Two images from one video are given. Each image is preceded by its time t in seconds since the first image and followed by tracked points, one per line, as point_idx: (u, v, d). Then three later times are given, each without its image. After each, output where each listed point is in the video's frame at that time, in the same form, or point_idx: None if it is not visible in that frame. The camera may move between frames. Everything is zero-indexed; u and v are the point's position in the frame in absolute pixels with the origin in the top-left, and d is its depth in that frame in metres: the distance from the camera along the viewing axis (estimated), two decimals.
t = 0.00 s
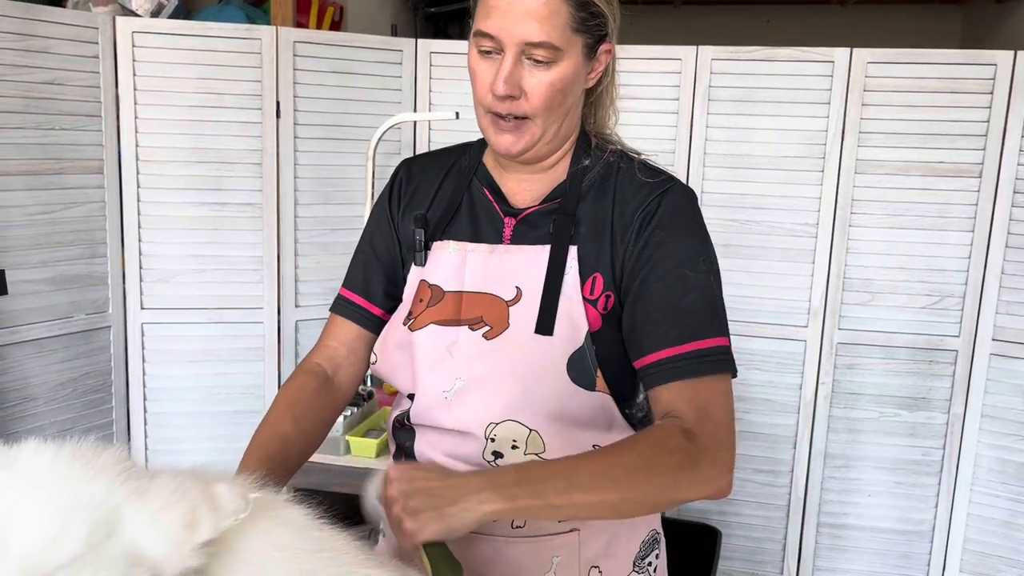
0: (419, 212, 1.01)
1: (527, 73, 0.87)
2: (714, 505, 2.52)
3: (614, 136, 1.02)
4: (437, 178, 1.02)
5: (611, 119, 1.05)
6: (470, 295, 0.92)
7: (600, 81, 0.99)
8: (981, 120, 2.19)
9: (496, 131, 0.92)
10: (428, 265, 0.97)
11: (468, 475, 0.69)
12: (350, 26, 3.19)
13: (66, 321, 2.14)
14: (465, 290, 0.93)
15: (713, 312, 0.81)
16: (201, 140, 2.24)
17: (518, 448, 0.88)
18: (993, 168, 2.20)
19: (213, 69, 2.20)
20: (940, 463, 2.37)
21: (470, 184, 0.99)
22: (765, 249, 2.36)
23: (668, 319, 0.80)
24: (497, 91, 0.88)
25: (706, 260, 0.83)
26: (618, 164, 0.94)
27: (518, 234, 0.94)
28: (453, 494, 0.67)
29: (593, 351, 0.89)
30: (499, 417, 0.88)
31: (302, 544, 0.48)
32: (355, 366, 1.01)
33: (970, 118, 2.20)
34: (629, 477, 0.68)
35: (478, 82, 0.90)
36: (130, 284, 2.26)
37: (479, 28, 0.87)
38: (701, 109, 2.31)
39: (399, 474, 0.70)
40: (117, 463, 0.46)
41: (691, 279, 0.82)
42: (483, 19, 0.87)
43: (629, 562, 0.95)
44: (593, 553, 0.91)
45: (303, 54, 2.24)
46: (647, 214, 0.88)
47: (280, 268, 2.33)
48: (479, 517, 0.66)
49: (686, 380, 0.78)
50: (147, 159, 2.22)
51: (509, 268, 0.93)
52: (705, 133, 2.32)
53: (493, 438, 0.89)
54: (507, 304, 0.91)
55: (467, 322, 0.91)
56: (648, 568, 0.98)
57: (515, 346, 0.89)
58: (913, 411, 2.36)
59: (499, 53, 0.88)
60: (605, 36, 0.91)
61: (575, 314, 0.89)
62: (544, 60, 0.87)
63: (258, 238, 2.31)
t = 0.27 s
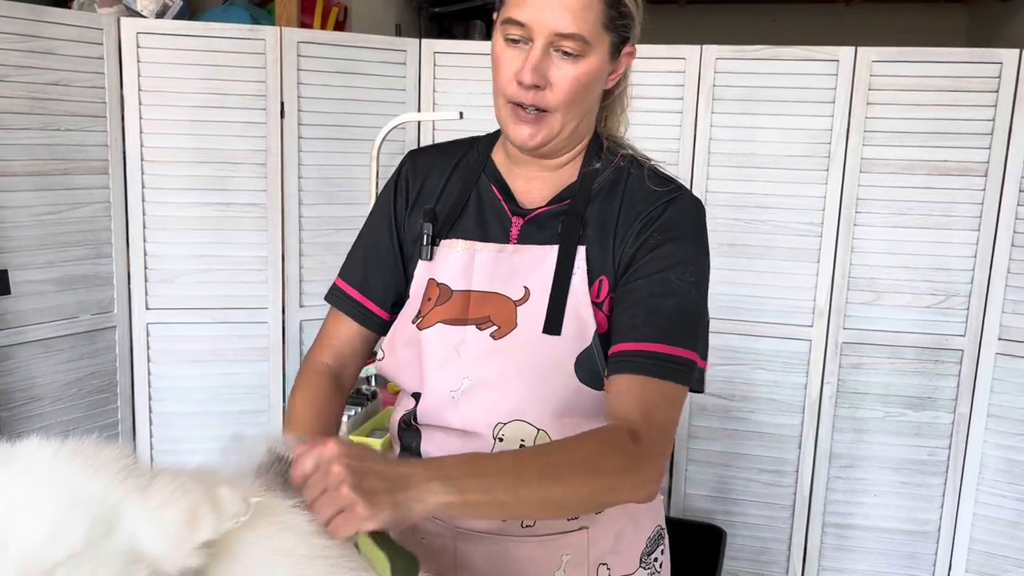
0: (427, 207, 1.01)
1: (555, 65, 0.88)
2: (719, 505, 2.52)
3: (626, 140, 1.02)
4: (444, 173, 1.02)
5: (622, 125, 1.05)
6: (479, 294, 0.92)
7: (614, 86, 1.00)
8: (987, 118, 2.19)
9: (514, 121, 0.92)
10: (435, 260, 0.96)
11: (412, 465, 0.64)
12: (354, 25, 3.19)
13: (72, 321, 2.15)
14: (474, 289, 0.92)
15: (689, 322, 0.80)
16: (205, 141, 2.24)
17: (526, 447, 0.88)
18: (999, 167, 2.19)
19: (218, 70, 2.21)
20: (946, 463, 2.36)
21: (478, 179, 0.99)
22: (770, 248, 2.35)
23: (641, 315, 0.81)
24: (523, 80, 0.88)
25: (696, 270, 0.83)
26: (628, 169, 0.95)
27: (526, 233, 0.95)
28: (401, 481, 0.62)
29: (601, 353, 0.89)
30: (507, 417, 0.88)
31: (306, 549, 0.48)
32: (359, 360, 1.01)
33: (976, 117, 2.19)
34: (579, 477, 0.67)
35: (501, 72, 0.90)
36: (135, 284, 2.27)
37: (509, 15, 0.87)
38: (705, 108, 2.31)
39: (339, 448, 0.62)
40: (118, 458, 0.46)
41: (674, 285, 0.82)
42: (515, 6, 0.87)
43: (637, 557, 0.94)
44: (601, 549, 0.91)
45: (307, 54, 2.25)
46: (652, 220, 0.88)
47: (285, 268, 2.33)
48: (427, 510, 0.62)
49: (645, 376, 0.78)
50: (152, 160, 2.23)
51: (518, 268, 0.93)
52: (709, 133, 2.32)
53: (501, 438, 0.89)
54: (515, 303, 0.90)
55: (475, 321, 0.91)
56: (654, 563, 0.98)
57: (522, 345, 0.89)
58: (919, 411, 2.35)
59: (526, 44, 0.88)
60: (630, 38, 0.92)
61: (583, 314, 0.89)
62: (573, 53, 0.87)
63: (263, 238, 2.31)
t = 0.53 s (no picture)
0: (437, 206, 1.01)
1: (578, 61, 0.88)
2: (724, 505, 2.52)
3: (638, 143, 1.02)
4: (453, 171, 1.02)
5: (634, 130, 1.05)
6: (488, 295, 0.92)
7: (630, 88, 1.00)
8: (992, 117, 2.18)
9: (532, 115, 0.92)
10: (445, 261, 0.97)
11: (443, 505, 0.67)
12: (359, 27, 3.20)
13: (77, 321, 2.16)
14: (482, 291, 0.93)
15: (713, 333, 0.79)
16: (210, 142, 2.25)
17: (528, 450, 0.88)
18: (1004, 166, 2.19)
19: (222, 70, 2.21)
20: (951, 463, 2.35)
21: (489, 179, 0.99)
22: (774, 248, 2.35)
23: (666, 329, 0.80)
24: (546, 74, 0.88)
25: (716, 279, 0.82)
26: (641, 174, 0.94)
27: (536, 236, 0.95)
28: (428, 526, 0.65)
29: (607, 361, 0.89)
30: (510, 420, 0.89)
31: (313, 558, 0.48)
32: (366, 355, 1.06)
33: (981, 116, 2.19)
34: (612, 493, 0.66)
35: (524, 66, 0.91)
36: (140, 285, 2.28)
37: (534, 10, 0.88)
38: (709, 108, 2.31)
39: (369, 501, 0.67)
40: (131, 459, 0.47)
41: (697, 295, 0.81)
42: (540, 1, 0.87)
43: (637, 562, 0.95)
44: (600, 554, 0.91)
45: (312, 55, 2.25)
46: (667, 227, 0.87)
47: (289, 268, 2.34)
48: (458, 549, 0.65)
49: (675, 392, 0.77)
50: (157, 161, 2.23)
51: (528, 271, 0.93)
52: (713, 133, 2.32)
53: (503, 440, 0.89)
54: (523, 306, 0.91)
55: (483, 322, 0.92)
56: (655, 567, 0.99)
57: (529, 349, 0.89)
58: (924, 411, 2.35)
59: (549, 39, 0.88)
60: (652, 38, 0.92)
61: (592, 320, 0.89)
62: (596, 50, 0.87)
63: (267, 238, 2.31)
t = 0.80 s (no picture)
0: (444, 206, 1.02)
1: (579, 49, 0.89)
2: (728, 505, 2.52)
3: (645, 141, 1.03)
4: (461, 173, 1.03)
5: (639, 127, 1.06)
6: (488, 293, 0.93)
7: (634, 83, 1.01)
8: (997, 117, 2.18)
9: (535, 109, 0.93)
10: (448, 258, 0.97)
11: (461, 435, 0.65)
12: (363, 28, 3.20)
13: (82, 321, 2.16)
14: (484, 288, 0.93)
15: (721, 327, 0.80)
16: (214, 142, 2.25)
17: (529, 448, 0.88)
18: (1009, 166, 2.18)
19: (226, 71, 2.21)
20: (956, 464, 2.35)
21: (495, 178, 1.00)
22: (778, 248, 2.35)
23: (674, 322, 0.80)
24: (547, 62, 0.89)
25: (723, 273, 0.83)
26: (645, 171, 0.94)
27: (538, 234, 0.95)
28: (444, 454, 0.63)
29: (608, 357, 0.88)
30: (511, 417, 0.89)
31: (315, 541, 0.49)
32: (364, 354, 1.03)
33: (986, 116, 2.18)
34: (621, 472, 0.67)
35: (526, 59, 0.92)
36: (145, 285, 2.28)
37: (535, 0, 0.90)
38: (713, 108, 2.30)
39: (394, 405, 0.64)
40: (147, 437, 0.48)
41: (704, 289, 0.82)
42: None
43: (641, 566, 0.94)
44: (602, 557, 0.90)
45: (316, 55, 2.25)
46: (672, 222, 0.87)
47: (293, 268, 2.34)
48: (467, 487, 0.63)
49: (682, 384, 0.77)
50: (162, 161, 2.24)
51: (529, 268, 0.93)
52: (717, 133, 2.32)
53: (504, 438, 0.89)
54: (524, 303, 0.91)
55: (484, 319, 0.92)
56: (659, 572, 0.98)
57: (529, 345, 0.89)
58: (928, 411, 2.34)
59: (548, 30, 0.91)
60: (649, 32, 0.94)
61: (593, 317, 0.89)
62: (595, 38, 0.89)
63: (272, 239, 2.32)
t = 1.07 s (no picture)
0: (440, 208, 1.01)
1: (609, 40, 0.90)
2: (730, 506, 2.52)
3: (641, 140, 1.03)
4: (456, 173, 1.03)
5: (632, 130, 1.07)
6: (493, 297, 0.92)
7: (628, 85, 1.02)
8: (999, 118, 2.17)
9: (562, 99, 0.92)
10: (450, 263, 0.97)
11: (420, 487, 0.63)
12: (365, 28, 3.21)
13: (85, 321, 2.16)
14: (488, 293, 0.93)
15: (713, 323, 0.79)
16: (216, 142, 2.25)
17: (540, 453, 0.87)
18: (1012, 166, 2.18)
19: (229, 71, 2.21)
20: (959, 465, 2.35)
21: (491, 179, 1.00)
22: (781, 248, 2.34)
23: (666, 318, 0.80)
24: (581, 52, 0.89)
25: (720, 270, 0.83)
26: (645, 171, 0.94)
27: (540, 236, 0.95)
28: (406, 505, 0.61)
29: (618, 359, 0.89)
30: (522, 422, 0.88)
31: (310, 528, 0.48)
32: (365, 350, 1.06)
33: (989, 116, 2.18)
34: (594, 481, 0.64)
35: (552, 49, 0.92)
36: (148, 286, 2.29)
37: None
38: (716, 108, 2.30)
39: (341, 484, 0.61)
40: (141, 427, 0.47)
41: (698, 285, 0.81)
42: None
43: (650, 565, 0.95)
44: (613, 558, 0.91)
45: (319, 56, 2.25)
46: (671, 221, 0.88)
47: (296, 269, 2.34)
48: (438, 527, 0.60)
49: (672, 380, 0.76)
50: (164, 162, 2.24)
51: (533, 271, 0.93)
52: (720, 134, 2.32)
53: (516, 443, 0.89)
54: (531, 306, 0.91)
55: (490, 324, 0.91)
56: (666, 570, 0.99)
57: (536, 349, 0.89)
58: (931, 412, 2.34)
59: (580, 21, 0.91)
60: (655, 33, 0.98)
61: (602, 319, 0.90)
62: (621, 30, 0.91)
63: (274, 239, 2.32)
